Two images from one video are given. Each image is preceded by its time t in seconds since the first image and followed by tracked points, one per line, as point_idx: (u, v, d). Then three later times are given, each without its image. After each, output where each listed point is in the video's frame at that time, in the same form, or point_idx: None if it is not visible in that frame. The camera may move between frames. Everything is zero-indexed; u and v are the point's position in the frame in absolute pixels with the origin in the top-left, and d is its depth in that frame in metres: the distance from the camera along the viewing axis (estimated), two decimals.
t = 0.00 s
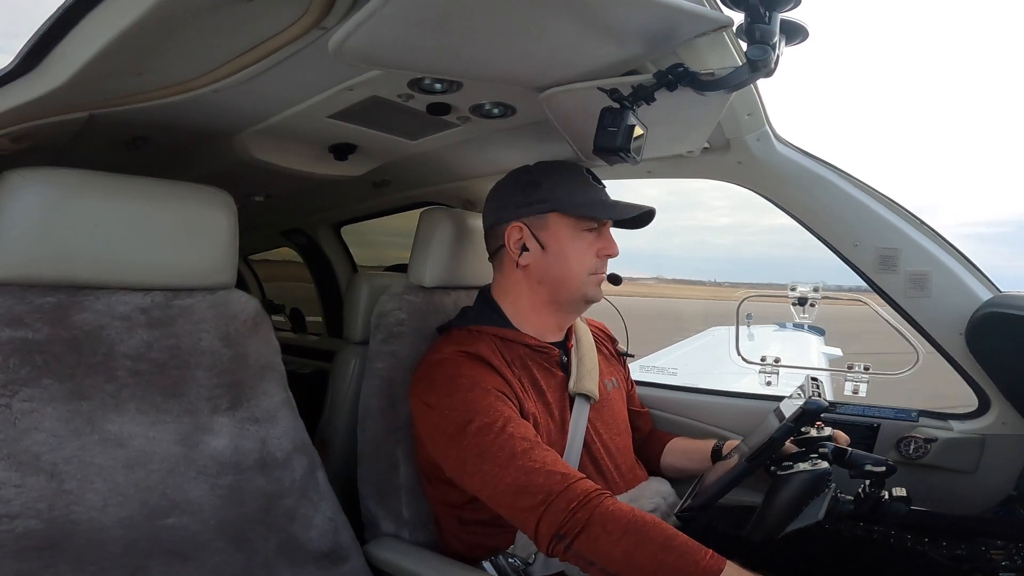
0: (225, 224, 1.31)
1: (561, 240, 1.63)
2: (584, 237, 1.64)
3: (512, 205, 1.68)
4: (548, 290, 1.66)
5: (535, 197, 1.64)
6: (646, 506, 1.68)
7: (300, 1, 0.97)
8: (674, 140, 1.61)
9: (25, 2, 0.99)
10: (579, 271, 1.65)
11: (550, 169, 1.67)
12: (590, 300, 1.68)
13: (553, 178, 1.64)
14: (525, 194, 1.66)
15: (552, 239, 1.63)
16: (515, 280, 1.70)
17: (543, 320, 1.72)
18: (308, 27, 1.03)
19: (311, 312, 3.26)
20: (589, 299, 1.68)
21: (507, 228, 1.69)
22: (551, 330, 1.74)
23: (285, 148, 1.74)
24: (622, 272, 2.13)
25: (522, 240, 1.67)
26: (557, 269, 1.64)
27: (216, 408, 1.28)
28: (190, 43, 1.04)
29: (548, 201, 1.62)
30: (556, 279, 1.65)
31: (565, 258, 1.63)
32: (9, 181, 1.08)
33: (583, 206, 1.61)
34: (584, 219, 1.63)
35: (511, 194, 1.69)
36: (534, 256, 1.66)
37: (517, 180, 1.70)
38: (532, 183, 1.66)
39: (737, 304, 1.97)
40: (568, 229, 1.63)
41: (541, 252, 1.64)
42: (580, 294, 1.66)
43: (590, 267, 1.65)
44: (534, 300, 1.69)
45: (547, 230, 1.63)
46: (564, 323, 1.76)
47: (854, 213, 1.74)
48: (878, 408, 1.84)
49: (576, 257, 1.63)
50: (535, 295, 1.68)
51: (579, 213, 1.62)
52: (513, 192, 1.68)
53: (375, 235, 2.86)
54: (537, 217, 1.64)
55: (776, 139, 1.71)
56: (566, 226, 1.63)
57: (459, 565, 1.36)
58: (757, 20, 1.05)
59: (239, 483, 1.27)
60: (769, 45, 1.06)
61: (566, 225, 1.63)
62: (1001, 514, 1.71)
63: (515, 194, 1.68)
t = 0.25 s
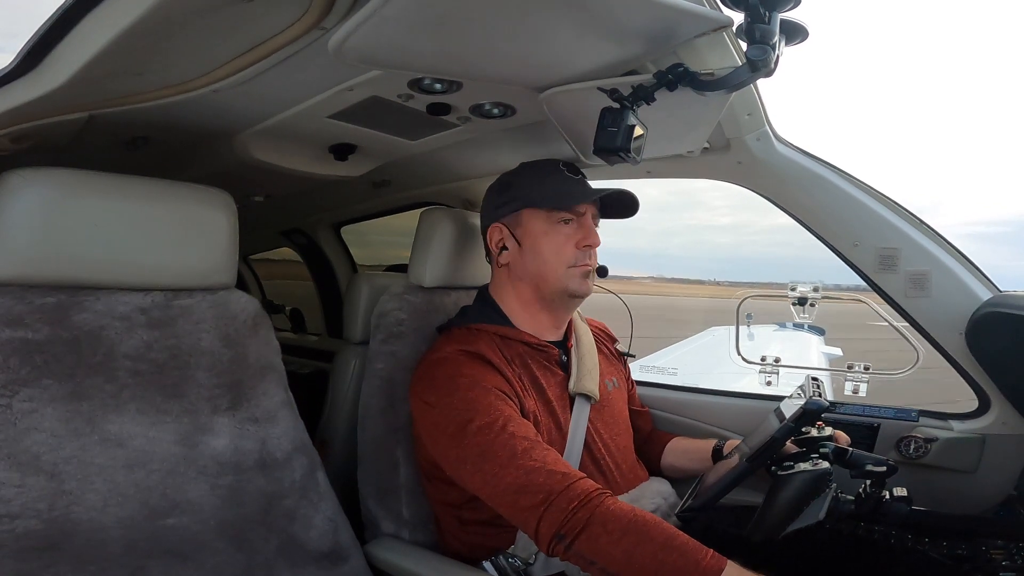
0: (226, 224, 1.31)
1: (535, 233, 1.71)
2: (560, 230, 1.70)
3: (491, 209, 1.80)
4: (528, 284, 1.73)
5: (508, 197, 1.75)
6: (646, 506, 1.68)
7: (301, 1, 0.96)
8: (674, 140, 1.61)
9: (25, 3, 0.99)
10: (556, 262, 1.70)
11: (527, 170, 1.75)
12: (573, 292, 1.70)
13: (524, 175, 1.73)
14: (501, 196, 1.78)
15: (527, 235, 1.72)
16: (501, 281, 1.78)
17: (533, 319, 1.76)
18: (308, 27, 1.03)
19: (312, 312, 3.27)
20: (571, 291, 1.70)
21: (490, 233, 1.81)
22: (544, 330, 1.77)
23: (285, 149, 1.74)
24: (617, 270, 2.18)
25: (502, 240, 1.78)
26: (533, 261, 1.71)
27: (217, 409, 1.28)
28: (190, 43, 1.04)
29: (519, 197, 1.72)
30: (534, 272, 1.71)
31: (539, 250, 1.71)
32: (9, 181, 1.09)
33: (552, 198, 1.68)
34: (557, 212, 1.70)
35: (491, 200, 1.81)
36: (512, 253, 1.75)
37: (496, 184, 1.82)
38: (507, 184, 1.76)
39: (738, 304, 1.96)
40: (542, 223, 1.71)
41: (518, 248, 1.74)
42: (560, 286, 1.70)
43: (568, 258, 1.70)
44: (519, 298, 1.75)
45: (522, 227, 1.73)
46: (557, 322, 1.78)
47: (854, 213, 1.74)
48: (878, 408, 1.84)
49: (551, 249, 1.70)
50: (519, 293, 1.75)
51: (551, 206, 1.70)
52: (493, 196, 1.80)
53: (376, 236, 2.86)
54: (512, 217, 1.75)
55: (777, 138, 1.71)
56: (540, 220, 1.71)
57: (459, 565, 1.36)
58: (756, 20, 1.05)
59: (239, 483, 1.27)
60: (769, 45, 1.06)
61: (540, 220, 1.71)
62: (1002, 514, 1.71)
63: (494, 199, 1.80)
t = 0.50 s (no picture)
0: (225, 224, 1.31)
1: (524, 231, 1.73)
2: (548, 225, 1.72)
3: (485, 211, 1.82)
4: (522, 281, 1.73)
5: (499, 198, 1.78)
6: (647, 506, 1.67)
7: (301, 1, 0.96)
8: (674, 140, 1.61)
9: (25, 2, 0.99)
10: (546, 257, 1.70)
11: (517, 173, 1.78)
12: (565, 286, 1.70)
13: (513, 177, 1.76)
14: (492, 199, 1.81)
15: (517, 232, 1.74)
16: (497, 282, 1.79)
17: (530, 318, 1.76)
18: (308, 27, 1.03)
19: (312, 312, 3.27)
20: (564, 285, 1.70)
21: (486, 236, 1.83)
22: (542, 328, 1.76)
23: (285, 149, 1.74)
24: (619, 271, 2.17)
25: (496, 241, 1.80)
26: (523, 258, 1.72)
27: (216, 408, 1.28)
28: (190, 43, 1.04)
29: (508, 198, 1.75)
30: (525, 269, 1.72)
31: (529, 246, 1.72)
32: (9, 181, 1.08)
33: (538, 195, 1.71)
34: (546, 208, 1.72)
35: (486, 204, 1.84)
36: (504, 252, 1.76)
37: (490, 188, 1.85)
38: (498, 187, 1.79)
39: (737, 303, 1.96)
40: (531, 220, 1.73)
41: (510, 247, 1.75)
42: (552, 280, 1.70)
43: (559, 252, 1.70)
44: (514, 296, 1.75)
45: (513, 226, 1.75)
46: (554, 319, 1.78)
47: (854, 213, 1.74)
48: (878, 408, 1.84)
49: (541, 245, 1.71)
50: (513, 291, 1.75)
51: (538, 203, 1.72)
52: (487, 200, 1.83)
53: (375, 235, 2.85)
54: (503, 217, 1.78)
55: (777, 139, 1.71)
56: (529, 218, 1.73)
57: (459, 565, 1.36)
58: (757, 20, 1.05)
59: (239, 483, 1.27)
60: (769, 45, 1.06)
61: (529, 218, 1.73)
62: (1002, 514, 1.71)
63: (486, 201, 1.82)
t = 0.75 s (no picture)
0: (225, 224, 1.31)
1: (531, 231, 1.73)
2: (556, 224, 1.72)
3: (489, 210, 1.82)
4: (528, 280, 1.73)
5: (504, 197, 1.77)
6: (647, 506, 1.67)
7: (301, 1, 0.96)
8: (674, 139, 1.61)
9: (25, 2, 0.99)
10: (553, 255, 1.70)
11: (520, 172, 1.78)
12: (572, 285, 1.70)
13: (519, 176, 1.75)
14: (496, 198, 1.80)
15: (524, 231, 1.74)
16: (502, 280, 1.78)
17: (534, 316, 1.75)
18: (308, 27, 1.03)
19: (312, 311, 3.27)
20: (571, 284, 1.70)
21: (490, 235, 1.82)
22: (545, 327, 1.76)
23: (286, 148, 1.74)
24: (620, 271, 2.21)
25: (501, 240, 1.79)
26: (531, 258, 1.72)
27: (216, 408, 1.28)
28: (189, 43, 1.04)
29: (513, 196, 1.74)
30: (532, 267, 1.71)
31: (537, 245, 1.72)
32: (9, 181, 1.08)
33: (546, 194, 1.72)
34: (552, 208, 1.73)
35: (488, 202, 1.83)
36: (510, 252, 1.76)
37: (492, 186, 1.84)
38: (502, 186, 1.79)
39: (738, 303, 1.98)
40: (538, 219, 1.73)
41: (516, 246, 1.74)
42: (560, 279, 1.70)
43: (566, 251, 1.70)
44: (519, 295, 1.75)
45: (520, 224, 1.75)
46: (557, 318, 1.78)
47: (854, 213, 1.73)
48: (878, 408, 1.84)
49: (549, 243, 1.71)
50: (518, 290, 1.75)
51: (546, 202, 1.72)
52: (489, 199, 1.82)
53: (374, 235, 2.85)
54: (508, 216, 1.77)
55: (776, 138, 1.71)
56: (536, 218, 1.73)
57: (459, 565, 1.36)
58: (757, 20, 1.05)
59: (239, 483, 1.27)
60: (769, 44, 1.05)
61: (536, 216, 1.73)
62: (1002, 514, 1.71)
63: (490, 200, 1.82)
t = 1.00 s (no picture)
0: (225, 224, 1.31)
1: (564, 240, 1.64)
2: (586, 233, 1.66)
3: (510, 206, 1.68)
4: (553, 289, 1.67)
5: (533, 197, 1.65)
6: (647, 506, 1.66)
7: (300, 1, 0.96)
8: (674, 140, 1.62)
9: (25, 2, 0.99)
10: (583, 266, 1.66)
11: (545, 169, 1.68)
12: (594, 294, 1.69)
13: (547, 177, 1.66)
14: (522, 195, 1.67)
15: (555, 237, 1.64)
16: (522, 282, 1.69)
17: (546, 316, 1.72)
18: (308, 27, 1.03)
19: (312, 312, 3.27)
20: (594, 294, 1.70)
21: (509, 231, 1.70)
22: (553, 328, 1.74)
23: (286, 148, 1.74)
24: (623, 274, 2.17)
25: (524, 241, 1.67)
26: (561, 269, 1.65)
27: (216, 408, 1.28)
28: (189, 43, 1.04)
29: (545, 198, 1.64)
30: (561, 276, 1.65)
31: (568, 254, 1.64)
32: (9, 181, 1.08)
33: (580, 200, 1.64)
34: (584, 216, 1.65)
35: (507, 196, 1.69)
36: (536, 257, 1.66)
37: (512, 177, 1.71)
38: (528, 183, 1.67)
39: (736, 306, 1.96)
40: (570, 225, 1.65)
41: (546, 251, 1.65)
42: (586, 291, 1.68)
43: (593, 261, 1.67)
44: (538, 299, 1.69)
45: (551, 228, 1.64)
46: (567, 319, 1.76)
47: (854, 213, 1.73)
48: (879, 408, 1.84)
49: (580, 255, 1.65)
50: (539, 295, 1.69)
51: (580, 208, 1.64)
52: (509, 192, 1.69)
53: (375, 235, 2.86)
54: (537, 218, 1.65)
55: (776, 138, 1.71)
56: (567, 225, 1.65)
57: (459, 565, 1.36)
58: (756, 20, 1.05)
59: (239, 483, 1.27)
60: (769, 45, 1.05)
61: (567, 222, 1.65)
62: (1002, 514, 1.71)
63: (512, 195, 1.68)
